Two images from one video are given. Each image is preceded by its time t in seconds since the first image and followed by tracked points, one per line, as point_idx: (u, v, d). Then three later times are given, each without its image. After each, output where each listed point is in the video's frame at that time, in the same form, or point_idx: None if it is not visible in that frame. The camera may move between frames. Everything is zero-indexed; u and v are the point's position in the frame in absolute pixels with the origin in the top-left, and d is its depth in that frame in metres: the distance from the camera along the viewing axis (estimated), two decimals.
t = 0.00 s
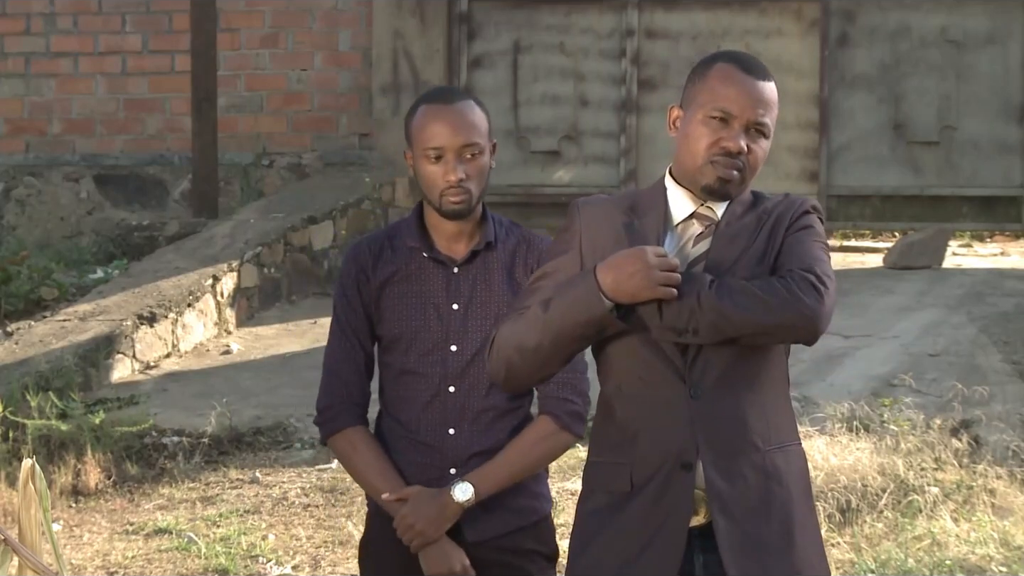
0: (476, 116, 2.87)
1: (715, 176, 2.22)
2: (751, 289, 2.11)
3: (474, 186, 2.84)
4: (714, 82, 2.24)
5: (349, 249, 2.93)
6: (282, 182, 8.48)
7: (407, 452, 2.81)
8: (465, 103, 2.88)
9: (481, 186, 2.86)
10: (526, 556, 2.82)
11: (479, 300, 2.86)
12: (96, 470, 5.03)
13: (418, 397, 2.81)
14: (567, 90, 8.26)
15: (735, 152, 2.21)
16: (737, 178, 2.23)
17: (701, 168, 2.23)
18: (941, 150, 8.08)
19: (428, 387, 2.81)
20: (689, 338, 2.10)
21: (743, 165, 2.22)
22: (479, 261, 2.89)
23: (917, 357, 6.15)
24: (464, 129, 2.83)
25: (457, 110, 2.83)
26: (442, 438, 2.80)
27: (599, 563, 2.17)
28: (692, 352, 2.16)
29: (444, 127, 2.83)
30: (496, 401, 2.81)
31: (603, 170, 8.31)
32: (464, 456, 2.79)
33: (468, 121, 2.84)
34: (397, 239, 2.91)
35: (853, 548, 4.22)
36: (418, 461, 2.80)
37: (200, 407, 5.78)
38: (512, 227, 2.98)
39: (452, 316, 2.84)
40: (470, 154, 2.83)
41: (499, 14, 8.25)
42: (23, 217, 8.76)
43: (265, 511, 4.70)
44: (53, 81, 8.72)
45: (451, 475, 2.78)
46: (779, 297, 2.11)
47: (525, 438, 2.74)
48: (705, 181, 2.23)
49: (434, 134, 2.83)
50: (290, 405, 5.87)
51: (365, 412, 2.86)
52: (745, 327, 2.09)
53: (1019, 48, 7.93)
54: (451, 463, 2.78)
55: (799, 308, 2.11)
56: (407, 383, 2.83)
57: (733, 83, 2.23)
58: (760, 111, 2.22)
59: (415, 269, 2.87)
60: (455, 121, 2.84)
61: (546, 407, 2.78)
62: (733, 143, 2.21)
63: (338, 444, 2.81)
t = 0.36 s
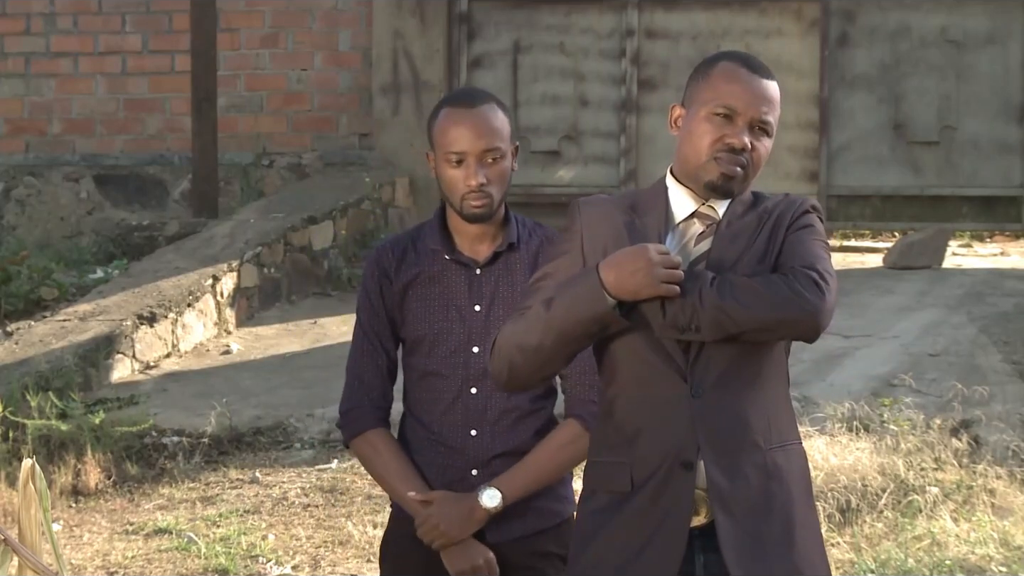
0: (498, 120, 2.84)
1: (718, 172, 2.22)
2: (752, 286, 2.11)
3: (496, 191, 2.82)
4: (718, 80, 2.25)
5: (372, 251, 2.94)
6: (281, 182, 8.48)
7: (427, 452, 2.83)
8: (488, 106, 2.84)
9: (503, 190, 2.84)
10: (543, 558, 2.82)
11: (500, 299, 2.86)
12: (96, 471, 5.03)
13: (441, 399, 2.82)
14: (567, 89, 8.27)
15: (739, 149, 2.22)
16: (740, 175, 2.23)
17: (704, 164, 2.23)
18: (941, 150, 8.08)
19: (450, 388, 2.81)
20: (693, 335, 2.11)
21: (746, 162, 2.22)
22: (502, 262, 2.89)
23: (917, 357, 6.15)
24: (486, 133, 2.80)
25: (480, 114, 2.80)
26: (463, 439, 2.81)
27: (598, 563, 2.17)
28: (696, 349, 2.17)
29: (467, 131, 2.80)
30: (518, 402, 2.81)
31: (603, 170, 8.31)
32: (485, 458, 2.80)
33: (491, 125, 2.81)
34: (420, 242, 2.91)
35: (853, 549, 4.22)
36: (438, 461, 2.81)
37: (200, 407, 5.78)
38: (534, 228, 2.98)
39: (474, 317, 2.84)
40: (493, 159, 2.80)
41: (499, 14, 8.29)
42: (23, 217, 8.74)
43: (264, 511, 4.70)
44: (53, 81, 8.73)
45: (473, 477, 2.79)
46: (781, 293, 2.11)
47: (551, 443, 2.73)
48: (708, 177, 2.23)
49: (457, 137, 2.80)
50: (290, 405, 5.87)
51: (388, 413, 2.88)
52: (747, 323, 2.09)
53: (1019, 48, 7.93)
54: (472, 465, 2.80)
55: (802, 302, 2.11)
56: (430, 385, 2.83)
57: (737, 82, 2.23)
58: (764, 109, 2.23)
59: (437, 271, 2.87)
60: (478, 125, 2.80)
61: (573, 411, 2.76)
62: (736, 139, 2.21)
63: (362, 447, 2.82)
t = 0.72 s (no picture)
0: (507, 122, 2.81)
1: (719, 171, 2.22)
2: (758, 282, 2.11)
3: (502, 193, 2.79)
4: (720, 79, 2.25)
5: (380, 248, 2.94)
6: (281, 182, 8.47)
7: (427, 453, 2.83)
8: (497, 109, 2.82)
9: (510, 193, 2.82)
10: (543, 560, 2.82)
11: (501, 300, 2.85)
12: (96, 471, 5.03)
13: (442, 399, 2.82)
14: (567, 89, 8.27)
15: (740, 146, 2.22)
16: (742, 173, 2.23)
17: (705, 163, 2.23)
18: (941, 150, 8.08)
19: (452, 388, 2.81)
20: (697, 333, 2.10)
21: (747, 160, 2.22)
22: (507, 263, 2.88)
23: (917, 357, 6.15)
24: (495, 135, 2.78)
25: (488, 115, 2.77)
26: (464, 440, 2.81)
27: (598, 563, 2.17)
28: (699, 348, 2.17)
29: (474, 132, 2.77)
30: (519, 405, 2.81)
31: (603, 170, 8.32)
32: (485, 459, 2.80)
33: (498, 127, 2.78)
34: (428, 241, 2.91)
35: (853, 549, 4.22)
36: (438, 461, 2.81)
37: (200, 407, 5.78)
38: (539, 228, 2.96)
39: (477, 318, 2.84)
40: (500, 161, 2.78)
41: (499, 14, 8.30)
42: (23, 217, 8.74)
43: (264, 511, 4.70)
44: (53, 81, 8.73)
45: (472, 478, 2.79)
46: (784, 289, 2.11)
47: (552, 443, 2.72)
48: (710, 176, 2.23)
49: (464, 138, 2.78)
50: (290, 405, 5.87)
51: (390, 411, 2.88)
52: (752, 319, 2.09)
53: (1019, 47, 7.93)
54: (472, 466, 2.80)
55: (807, 297, 2.11)
56: (432, 384, 2.83)
57: (738, 80, 2.23)
58: (765, 107, 2.23)
59: (443, 271, 2.87)
60: (485, 127, 2.78)
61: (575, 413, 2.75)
62: (737, 137, 2.21)
63: (363, 443, 2.83)
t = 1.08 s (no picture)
0: (490, 124, 2.76)
1: (717, 170, 2.21)
2: (771, 292, 2.12)
3: (487, 196, 2.75)
4: (715, 79, 2.24)
5: (366, 245, 2.90)
6: (281, 182, 8.48)
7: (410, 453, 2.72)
8: (479, 110, 2.77)
9: (495, 195, 2.78)
10: (532, 557, 2.71)
11: (489, 299, 2.80)
12: (96, 471, 5.03)
13: (429, 398, 2.76)
14: (567, 89, 8.27)
15: (736, 145, 2.21)
16: (739, 172, 2.23)
17: (702, 162, 2.23)
18: (941, 150, 8.08)
19: (439, 387, 2.75)
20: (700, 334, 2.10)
21: (744, 159, 2.22)
22: (493, 263, 2.82)
23: (917, 357, 6.15)
24: (477, 137, 2.73)
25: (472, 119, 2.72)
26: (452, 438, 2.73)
27: (598, 563, 2.17)
28: (701, 350, 2.17)
29: (457, 135, 2.73)
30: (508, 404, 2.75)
31: (603, 170, 8.32)
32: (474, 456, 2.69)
33: (481, 128, 2.74)
34: (413, 240, 2.86)
35: (853, 549, 4.22)
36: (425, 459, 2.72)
37: (200, 407, 5.78)
38: (523, 224, 2.91)
39: (464, 318, 2.78)
40: (483, 164, 2.73)
41: (499, 14, 8.29)
42: (23, 217, 8.75)
43: (264, 511, 4.70)
44: (53, 81, 8.73)
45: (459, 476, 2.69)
46: (797, 299, 2.12)
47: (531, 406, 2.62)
48: (707, 175, 2.23)
49: (447, 141, 2.73)
50: (289, 405, 5.87)
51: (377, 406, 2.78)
52: (764, 327, 2.10)
53: (1019, 47, 7.93)
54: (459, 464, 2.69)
55: (821, 308, 2.12)
56: (419, 383, 2.77)
57: (734, 79, 2.23)
58: (761, 106, 2.23)
59: (429, 272, 2.81)
60: (468, 129, 2.73)
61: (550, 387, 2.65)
62: (734, 136, 2.21)
63: (366, 423, 2.66)
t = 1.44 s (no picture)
0: (463, 130, 2.72)
1: (712, 167, 2.21)
2: (833, 314, 2.11)
3: (464, 203, 2.71)
4: (705, 79, 2.24)
5: (361, 246, 2.91)
6: (282, 182, 8.48)
7: (404, 452, 2.73)
8: (451, 116, 2.73)
9: (473, 200, 2.74)
10: (526, 556, 2.69)
11: (482, 297, 2.78)
12: (96, 471, 5.03)
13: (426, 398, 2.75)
14: (567, 89, 8.26)
15: (730, 142, 2.20)
16: (734, 168, 2.22)
17: (697, 160, 2.22)
18: (941, 150, 8.08)
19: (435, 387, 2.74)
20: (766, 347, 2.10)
21: (738, 155, 2.21)
22: (484, 259, 2.81)
23: (917, 357, 6.15)
24: (450, 143, 2.69)
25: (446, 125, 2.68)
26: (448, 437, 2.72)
27: (598, 563, 2.17)
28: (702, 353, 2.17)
29: (429, 143, 2.69)
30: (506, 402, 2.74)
31: (603, 170, 8.32)
32: (468, 453, 2.69)
33: (453, 135, 2.70)
34: (406, 241, 2.86)
35: (853, 549, 4.22)
36: (419, 458, 2.71)
37: (200, 407, 5.78)
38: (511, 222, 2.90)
39: (457, 317, 2.76)
40: (456, 171, 2.70)
41: (498, 14, 8.28)
42: (23, 217, 8.75)
43: (264, 511, 4.70)
44: (53, 81, 8.73)
45: (454, 473, 2.69)
46: (861, 324, 2.12)
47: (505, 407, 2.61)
48: (703, 173, 2.22)
49: (419, 150, 2.70)
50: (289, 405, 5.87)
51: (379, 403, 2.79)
52: (826, 350, 2.09)
53: (1019, 47, 7.92)
54: (454, 461, 2.69)
55: (887, 346, 2.13)
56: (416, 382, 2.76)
57: (724, 76, 2.23)
58: (753, 101, 2.22)
59: (422, 271, 2.82)
60: (440, 137, 2.70)
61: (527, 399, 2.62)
62: (728, 132, 2.20)
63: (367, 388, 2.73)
